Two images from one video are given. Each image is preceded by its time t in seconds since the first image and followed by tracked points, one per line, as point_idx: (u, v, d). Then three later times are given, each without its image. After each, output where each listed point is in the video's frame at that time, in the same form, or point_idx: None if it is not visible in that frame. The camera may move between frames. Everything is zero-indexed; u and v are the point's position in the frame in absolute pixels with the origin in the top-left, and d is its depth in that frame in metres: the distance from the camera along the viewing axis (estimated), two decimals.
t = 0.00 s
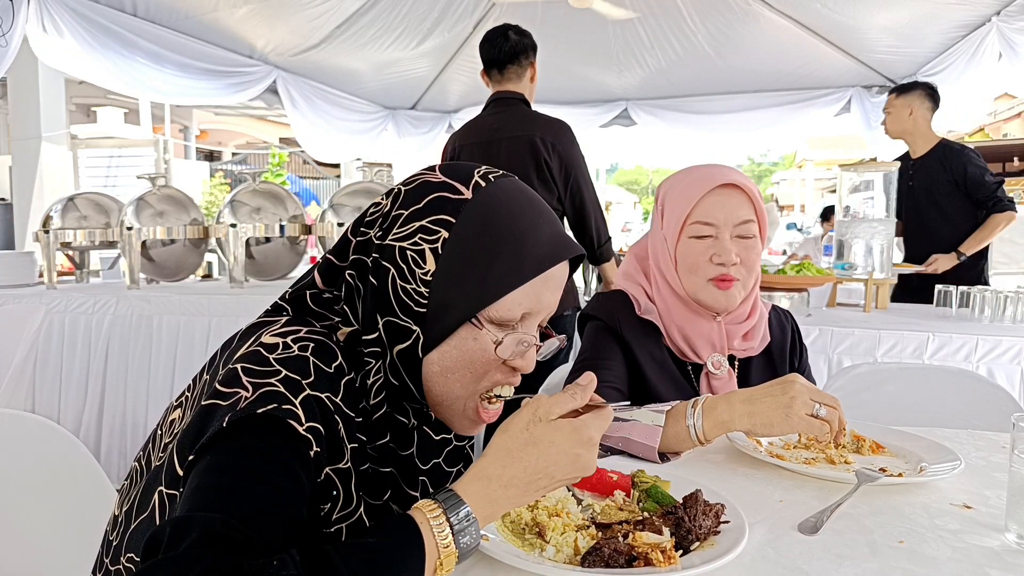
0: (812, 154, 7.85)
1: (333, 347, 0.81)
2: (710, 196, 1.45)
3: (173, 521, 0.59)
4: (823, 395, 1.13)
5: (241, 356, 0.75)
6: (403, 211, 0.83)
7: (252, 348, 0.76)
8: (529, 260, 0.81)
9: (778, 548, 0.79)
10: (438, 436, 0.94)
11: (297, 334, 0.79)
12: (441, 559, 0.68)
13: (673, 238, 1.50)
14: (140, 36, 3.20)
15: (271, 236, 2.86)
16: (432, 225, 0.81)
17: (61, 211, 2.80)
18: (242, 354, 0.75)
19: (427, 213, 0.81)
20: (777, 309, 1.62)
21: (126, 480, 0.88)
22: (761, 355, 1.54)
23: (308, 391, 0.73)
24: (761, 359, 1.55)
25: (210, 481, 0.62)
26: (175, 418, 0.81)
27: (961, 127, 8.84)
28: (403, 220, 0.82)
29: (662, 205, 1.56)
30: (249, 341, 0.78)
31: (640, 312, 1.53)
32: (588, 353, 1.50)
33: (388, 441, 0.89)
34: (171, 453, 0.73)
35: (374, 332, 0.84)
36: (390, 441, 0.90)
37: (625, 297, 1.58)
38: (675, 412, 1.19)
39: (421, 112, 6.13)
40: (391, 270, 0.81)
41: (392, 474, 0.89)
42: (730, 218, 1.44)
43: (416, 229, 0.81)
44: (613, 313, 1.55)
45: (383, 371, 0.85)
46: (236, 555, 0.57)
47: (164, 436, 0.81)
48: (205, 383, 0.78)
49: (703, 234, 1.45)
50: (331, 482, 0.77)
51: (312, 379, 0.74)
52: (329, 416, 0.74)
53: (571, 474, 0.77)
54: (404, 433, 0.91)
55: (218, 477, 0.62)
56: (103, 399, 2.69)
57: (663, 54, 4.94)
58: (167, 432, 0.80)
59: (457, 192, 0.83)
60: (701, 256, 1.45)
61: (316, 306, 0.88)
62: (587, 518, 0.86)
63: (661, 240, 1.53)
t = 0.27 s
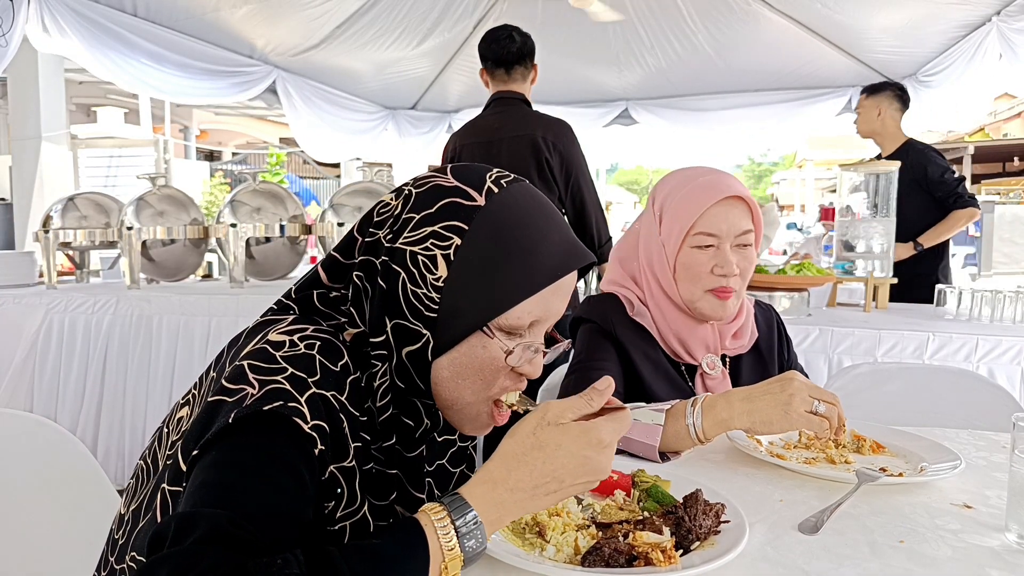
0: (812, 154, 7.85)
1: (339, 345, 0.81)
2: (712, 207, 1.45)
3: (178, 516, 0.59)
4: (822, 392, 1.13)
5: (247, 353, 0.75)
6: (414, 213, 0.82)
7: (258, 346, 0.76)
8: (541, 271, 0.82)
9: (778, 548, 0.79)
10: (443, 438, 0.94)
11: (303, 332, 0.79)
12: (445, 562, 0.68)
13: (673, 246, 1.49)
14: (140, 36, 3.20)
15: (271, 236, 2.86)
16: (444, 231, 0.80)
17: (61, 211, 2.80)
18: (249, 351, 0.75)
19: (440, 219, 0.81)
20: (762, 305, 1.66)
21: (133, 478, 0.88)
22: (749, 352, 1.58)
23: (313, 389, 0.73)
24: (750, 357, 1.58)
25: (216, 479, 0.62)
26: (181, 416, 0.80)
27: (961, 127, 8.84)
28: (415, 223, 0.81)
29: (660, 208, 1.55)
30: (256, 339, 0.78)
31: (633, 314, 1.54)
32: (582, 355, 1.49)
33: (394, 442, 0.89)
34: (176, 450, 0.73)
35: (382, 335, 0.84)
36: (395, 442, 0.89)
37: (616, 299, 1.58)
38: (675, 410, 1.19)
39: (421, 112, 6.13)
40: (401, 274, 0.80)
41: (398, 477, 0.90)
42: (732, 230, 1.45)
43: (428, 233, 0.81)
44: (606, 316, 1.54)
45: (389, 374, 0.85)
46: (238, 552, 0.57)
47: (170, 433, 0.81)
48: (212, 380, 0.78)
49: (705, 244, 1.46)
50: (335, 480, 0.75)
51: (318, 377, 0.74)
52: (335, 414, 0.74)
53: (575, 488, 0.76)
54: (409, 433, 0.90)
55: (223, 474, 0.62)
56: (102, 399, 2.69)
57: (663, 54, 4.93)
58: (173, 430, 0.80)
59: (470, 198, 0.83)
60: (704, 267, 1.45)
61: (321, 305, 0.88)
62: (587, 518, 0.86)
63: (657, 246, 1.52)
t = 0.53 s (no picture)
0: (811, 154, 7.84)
1: (346, 344, 0.81)
2: (713, 211, 1.47)
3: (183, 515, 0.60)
4: (821, 391, 1.13)
5: (256, 351, 0.75)
6: (429, 220, 0.81)
7: (267, 344, 0.76)
8: (557, 276, 0.82)
9: (778, 548, 0.79)
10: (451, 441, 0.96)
11: (312, 330, 0.79)
12: (445, 560, 0.67)
13: (673, 248, 1.49)
14: (140, 36, 3.20)
15: (271, 236, 2.86)
16: (460, 237, 0.80)
17: (61, 211, 2.80)
18: (256, 350, 0.76)
19: (453, 227, 0.80)
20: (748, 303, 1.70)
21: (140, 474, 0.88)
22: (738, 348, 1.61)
23: (320, 389, 0.73)
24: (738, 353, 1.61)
25: (220, 478, 0.62)
26: (189, 415, 0.81)
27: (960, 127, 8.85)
28: (429, 231, 0.80)
29: (657, 210, 1.54)
30: (264, 338, 0.78)
31: (626, 313, 1.55)
32: (579, 356, 1.47)
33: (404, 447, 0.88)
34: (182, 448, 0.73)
35: (395, 345, 0.84)
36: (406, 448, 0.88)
37: (608, 300, 1.58)
38: (675, 411, 1.19)
39: (421, 112, 6.14)
40: (416, 282, 0.80)
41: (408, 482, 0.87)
42: (731, 234, 1.47)
43: (443, 241, 0.80)
44: (602, 317, 1.54)
45: (401, 382, 0.85)
46: (240, 553, 0.59)
47: (179, 432, 0.81)
48: (219, 379, 0.79)
49: (705, 247, 1.47)
50: (340, 479, 0.76)
51: (325, 377, 0.75)
52: (340, 414, 0.75)
53: (582, 485, 0.71)
54: (419, 441, 0.89)
55: (228, 473, 0.63)
56: (102, 399, 2.68)
57: (663, 54, 4.94)
58: (181, 428, 0.80)
59: (485, 205, 0.82)
60: (703, 270, 1.47)
61: (330, 305, 0.87)
62: (587, 518, 0.86)
63: (654, 248, 1.52)
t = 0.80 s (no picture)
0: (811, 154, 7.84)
1: (330, 343, 0.81)
2: (721, 216, 1.47)
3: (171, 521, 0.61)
4: (821, 391, 1.12)
5: (237, 348, 0.76)
6: (431, 209, 0.82)
7: (249, 341, 0.77)
8: (558, 263, 0.83)
9: (778, 548, 0.79)
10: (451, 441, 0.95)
11: (294, 329, 0.79)
12: (433, 544, 0.67)
13: (681, 252, 1.49)
14: (140, 36, 3.20)
15: (271, 236, 2.86)
16: (464, 224, 0.81)
17: (60, 211, 2.80)
18: (239, 345, 0.77)
19: (458, 214, 0.82)
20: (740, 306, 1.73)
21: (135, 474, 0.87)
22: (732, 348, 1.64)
23: (301, 387, 0.73)
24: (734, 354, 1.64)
25: (207, 482, 0.63)
26: (176, 412, 0.81)
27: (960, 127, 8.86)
28: (432, 220, 0.81)
29: (663, 214, 1.54)
30: (246, 334, 0.79)
31: (626, 314, 1.54)
32: (580, 356, 1.47)
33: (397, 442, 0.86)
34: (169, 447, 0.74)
35: (399, 333, 0.83)
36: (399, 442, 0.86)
37: (607, 301, 1.57)
38: (674, 411, 1.19)
39: (421, 112, 6.13)
40: (420, 269, 0.81)
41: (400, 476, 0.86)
42: (736, 237, 1.48)
43: (447, 228, 0.81)
44: (598, 318, 1.53)
45: (403, 371, 0.84)
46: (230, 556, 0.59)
47: (167, 430, 0.81)
48: (201, 376, 0.79)
49: (713, 251, 1.47)
50: (327, 477, 0.75)
51: (306, 376, 0.75)
52: (322, 413, 0.74)
53: (558, 436, 0.74)
54: (415, 430, 0.87)
55: (212, 477, 0.63)
56: (102, 399, 2.68)
57: (663, 54, 4.94)
58: (169, 426, 0.80)
59: (488, 193, 0.83)
60: (711, 273, 1.47)
61: (322, 305, 0.86)
62: (588, 518, 0.86)
63: (661, 251, 1.51)
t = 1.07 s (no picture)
0: (811, 154, 7.85)
1: (236, 344, 0.80)
2: (729, 217, 1.47)
3: (112, 544, 0.58)
4: (821, 391, 1.12)
5: (133, 363, 0.73)
6: (345, 178, 0.85)
7: (145, 354, 0.74)
8: (471, 212, 0.85)
9: (778, 548, 0.79)
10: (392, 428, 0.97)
11: (193, 336, 0.77)
12: (431, 542, 0.68)
13: (687, 252, 1.48)
14: (140, 36, 3.21)
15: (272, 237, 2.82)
16: (378, 185, 0.84)
17: (60, 211, 2.80)
18: (134, 360, 0.74)
19: (370, 178, 0.84)
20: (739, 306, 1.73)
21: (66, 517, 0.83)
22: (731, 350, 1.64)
23: (208, 390, 0.72)
24: (734, 357, 1.65)
25: (140, 498, 0.61)
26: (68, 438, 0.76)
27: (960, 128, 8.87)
28: (345, 187, 0.84)
29: (670, 213, 1.53)
30: (143, 347, 0.76)
31: (628, 314, 1.54)
32: (579, 356, 1.47)
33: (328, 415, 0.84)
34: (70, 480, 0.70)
35: (323, 301, 0.82)
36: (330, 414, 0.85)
37: (608, 301, 1.57)
38: (674, 410, 1.19)
39: (421, 112, 6.13)
40: (339, 233, 0.82)
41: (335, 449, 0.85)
42: (743, 239, 1.48)
43: (362, 191, 0.83)
44: (600, 319, 1.52)
45: (330, 344, 0.83)
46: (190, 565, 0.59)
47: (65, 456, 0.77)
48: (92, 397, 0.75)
49: (719, 252, 1.47)
50: (257, 472, 0.76)
51: (211, 379, 0.73)
52: (240, 409, 0.74)
53: (547, 435, 0.75)
54: (346, 406, 0.86)
55: (144, 490, 0.61)
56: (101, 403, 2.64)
57: (663, 54, 4.93)
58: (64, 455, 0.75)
59: (398, 157, 0.86)
60: (717, 274, 1.46)
61: (238, 299, 0.85)
62: (587, 518, 0.86)
63: (667, 251, 1.50)
